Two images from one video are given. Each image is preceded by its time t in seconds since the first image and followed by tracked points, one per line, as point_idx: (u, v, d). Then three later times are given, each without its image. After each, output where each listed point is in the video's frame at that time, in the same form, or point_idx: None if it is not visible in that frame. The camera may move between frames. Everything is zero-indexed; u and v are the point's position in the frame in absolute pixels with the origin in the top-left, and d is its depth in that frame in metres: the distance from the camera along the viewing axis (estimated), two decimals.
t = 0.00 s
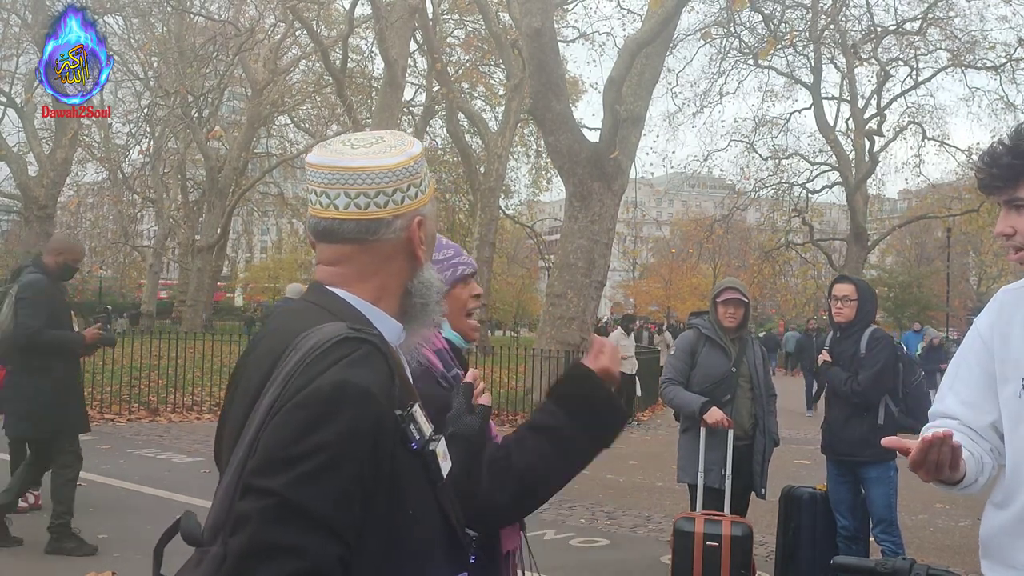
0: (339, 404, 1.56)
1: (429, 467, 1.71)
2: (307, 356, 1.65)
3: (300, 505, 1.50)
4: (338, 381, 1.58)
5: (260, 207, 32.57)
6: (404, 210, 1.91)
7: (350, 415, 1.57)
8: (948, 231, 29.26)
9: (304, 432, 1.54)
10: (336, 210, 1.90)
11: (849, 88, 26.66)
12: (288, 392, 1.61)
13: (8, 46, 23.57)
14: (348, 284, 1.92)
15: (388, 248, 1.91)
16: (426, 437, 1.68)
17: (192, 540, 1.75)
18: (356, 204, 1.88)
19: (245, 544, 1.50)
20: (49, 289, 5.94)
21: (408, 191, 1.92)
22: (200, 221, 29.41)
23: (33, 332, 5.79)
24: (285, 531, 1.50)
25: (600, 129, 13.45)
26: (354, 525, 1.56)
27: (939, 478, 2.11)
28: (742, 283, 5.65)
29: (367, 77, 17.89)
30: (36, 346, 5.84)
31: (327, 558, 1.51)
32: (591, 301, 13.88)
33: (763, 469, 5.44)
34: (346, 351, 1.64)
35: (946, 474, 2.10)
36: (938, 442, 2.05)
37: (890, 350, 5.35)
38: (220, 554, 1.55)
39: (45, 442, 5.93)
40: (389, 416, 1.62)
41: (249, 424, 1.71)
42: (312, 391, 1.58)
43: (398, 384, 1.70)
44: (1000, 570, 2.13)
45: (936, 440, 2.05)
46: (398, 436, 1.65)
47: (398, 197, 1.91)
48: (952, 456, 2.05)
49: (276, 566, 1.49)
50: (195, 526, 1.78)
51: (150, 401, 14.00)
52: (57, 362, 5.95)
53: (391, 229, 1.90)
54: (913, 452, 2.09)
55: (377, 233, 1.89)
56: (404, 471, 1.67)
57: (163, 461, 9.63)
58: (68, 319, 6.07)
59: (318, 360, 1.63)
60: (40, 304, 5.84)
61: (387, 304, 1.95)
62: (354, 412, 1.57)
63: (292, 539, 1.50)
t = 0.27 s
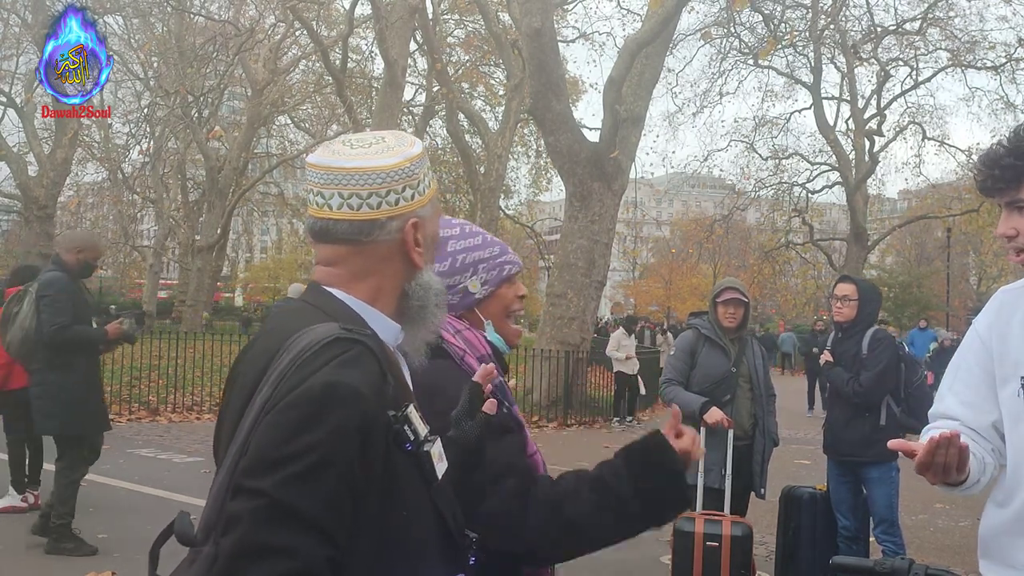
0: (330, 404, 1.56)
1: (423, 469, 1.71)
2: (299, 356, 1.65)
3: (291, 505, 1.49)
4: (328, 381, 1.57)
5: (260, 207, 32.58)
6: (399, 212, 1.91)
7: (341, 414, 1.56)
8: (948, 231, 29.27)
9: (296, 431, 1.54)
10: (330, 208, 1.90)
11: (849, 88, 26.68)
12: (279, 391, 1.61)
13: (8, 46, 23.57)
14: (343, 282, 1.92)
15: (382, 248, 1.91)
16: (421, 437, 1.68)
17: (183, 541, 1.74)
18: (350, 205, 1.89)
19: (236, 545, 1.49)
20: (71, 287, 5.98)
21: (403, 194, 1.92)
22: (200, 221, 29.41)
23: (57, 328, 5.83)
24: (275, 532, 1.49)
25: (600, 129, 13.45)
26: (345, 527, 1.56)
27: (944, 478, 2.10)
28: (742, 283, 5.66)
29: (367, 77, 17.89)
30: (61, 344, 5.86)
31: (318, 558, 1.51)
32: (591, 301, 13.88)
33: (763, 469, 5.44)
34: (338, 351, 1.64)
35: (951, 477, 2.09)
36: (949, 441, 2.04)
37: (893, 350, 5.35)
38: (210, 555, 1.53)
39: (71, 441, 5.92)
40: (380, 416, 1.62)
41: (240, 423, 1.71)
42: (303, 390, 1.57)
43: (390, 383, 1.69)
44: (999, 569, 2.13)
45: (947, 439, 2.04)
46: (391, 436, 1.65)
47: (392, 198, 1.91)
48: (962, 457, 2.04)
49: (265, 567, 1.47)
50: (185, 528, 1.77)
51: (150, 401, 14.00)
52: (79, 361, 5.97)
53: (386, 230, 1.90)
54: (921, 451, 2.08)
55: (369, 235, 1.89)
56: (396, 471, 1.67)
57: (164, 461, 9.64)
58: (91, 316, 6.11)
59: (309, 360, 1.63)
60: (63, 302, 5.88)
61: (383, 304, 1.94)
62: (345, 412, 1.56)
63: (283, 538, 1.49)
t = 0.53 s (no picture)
0: (311, 402, 1.56)
1: (418, 469, 1.72)
2: (285, 355, 1.65)
3: (272, 505, 1.49)
4: (309, 379, 1.58)
5: (260, 207, 32.57)
6: (347, 202, 1.92)
7: (322, 411, 1.56)
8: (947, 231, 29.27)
9: (280, 430, 1.54)
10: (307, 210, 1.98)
11: (849, 88, 26.69)
12: (264, 392, 1.61)
13: (8, 46, 23.58)
14: (325, 276, 1.93)
15: (338, 240, 1.92)
16: (414, 437, 1.68)
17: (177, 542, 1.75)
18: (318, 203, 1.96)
19: (218, 545, 1.50)
20: (82, 287, 5.99)
21: (348, 185, 1.93)
22: (200, 221, 29.40)
23: (68, 328, 5.83)
24: (258, 531, 1.49)
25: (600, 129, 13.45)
26: (330, 527, 1.56)
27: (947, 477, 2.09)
28: (740, 282, 5.66)
29: (367, 77, 17.88)
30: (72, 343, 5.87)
31: (300, 557, 1.51)
32: (591, 301, 13.90)
33: (763, 469, 5.45)
34: (322, 350, 1.63)
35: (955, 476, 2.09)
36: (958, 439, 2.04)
37: (895, 352, 5.35)
38: (197, 555, 1.54)
39: (73, 441, 5.91)
40: (366, 416, 1.62)
41: (230, 424, 1.71)
42: (286, 389, 1.57)
43: (378, 382, 1.69)
44: (997, 568, 2.13)
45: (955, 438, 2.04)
46: (380, 435, 1.65)
47: (344, 189, 1.93)
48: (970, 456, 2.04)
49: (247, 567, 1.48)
50: (181, 528, 1.78)
51: (151, 401, 14.01)
52: (90, 362, 5.98)
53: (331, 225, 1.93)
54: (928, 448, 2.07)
55: (321, 230, 1.95)
56: (387, 470, 1.67)
57: (164, 461, 9.65)
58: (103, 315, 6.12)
59: (293, 360, 1.62)
60: (74, 302, 5.88)
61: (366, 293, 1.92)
62: (328, 411, 1.56)
63: (265, 539, 1.49)
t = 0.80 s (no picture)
0: (293, 401, 1.55)
1: (410, 471, 1.71)
2: (272, 355, 1.65)
3: (254, 506, 1.49)
4: (290, 380, 1.57)
5: (260, 207, 32.57)
6: (333, 203, 1.93)
7: (303, 412, 1.55)
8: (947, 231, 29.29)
9: (261, 431, 1.53)
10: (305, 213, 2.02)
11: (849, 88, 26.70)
12: (250, 391, 1.61)
13: (8, 46, 23.56)
14: (326, 275, 1.95)
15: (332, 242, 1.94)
16: (407, 439, 1.68)
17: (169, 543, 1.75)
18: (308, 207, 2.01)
19: (199, 546, 1.50)
20: (92, 287, 5.99)
21: (335, 184, 1.94)
22: (200, 221, 29.39)
23: (76, 328, 5.82)
24: (240, 532, 1.49)
25: (600, 129, 13.45)
26: (313, 528, 1.55)
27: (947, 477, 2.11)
28: (740, 283, 5.65)
29: (367, 77, 17.89)
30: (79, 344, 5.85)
31: (281, 558, 1.50)
32: (591, 301, 13.90)
33: (763, 469, 5.45)
34: (307, 350, 1.63)
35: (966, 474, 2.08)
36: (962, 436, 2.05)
37: (900, 354, 5.33)
38: (182, 556, 1.54)
39: (77, 441, 5.91)
40: (352, 417, 1.62)
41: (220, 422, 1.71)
42: (268, 390, 1.56)
43: (368, 382, 1.68)
44: (996, 567, 2.13)
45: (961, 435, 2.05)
46: (368, 436, 1.64)
47: (331, 189, 1.95)
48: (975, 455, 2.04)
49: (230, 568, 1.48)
50: (172, 529, 1.78)
51: (151, 401, 14.00)
52: (99, 362, 5.97)
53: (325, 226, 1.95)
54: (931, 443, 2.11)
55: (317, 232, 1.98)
56: (377, 471, 1.66)
57: (164, 461, 9.65)
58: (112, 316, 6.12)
59: (278, 360, 1.62)
60: (83, 302, 5.88)
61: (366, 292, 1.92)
62: (312, 411, 1.56)
63: (247, 540, 1.49)
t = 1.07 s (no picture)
0: (282, 403, 1.54)
1: (408, 473, 1.72)
2: (267, 355, 1.65)
3: (245, 507, 1.49)
4: (282, 381, 1.56)
5: (260, 207, 32.56)
6: (335, 203, 1.94)
7: (294, 412, 1.55)
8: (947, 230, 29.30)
9: (252, 431, 1.53)
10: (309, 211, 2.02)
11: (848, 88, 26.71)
12: (243, 392, 1.61)
13: (8, 46, 23.56)
14: (328, 273, 1.96)
15: (333, 244, 1.95)
16: (405, 440, 1.69)
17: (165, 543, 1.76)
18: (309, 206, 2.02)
19: (191, 545, 1.50)
20: (105, 287, 5.99)
21: (337, 184, 1.94)
22: (200, 221, 29.40)
23: (86, 327, 5.84)
24: (234, 532, 1.49)
25: (600, 129, 13.46)
26: (308, 529, 1.55)
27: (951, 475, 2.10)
28: (740, 282, 5.65)
29: (367, 78, 17.90)
30: (89, 343, 5.86)
31: (272, 559, 1.50)
32: (591, 301, 13.91)
33: (764, 469, 5.46)
34: (302, 350, 1.63)
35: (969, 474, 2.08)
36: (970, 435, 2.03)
37: (906, 355, 5.32)
38: (174, 555, 1.54)
39: (86, 441, 5.93)
40: (347, 417, 1.61)
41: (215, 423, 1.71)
42: (260, 391, 1.56)
43: (365, 382, 1.68)
44: (994, 566, 2.13)
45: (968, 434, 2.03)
46: (364, 437, 1.65)
47: (332, 190, 1.95)
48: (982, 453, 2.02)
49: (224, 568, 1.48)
50: (169, 528, 1.79)
51: (150, 401, 14.01)
52: (109, 362, 5.97)
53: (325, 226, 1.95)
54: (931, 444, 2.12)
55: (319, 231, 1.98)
56: (373, 473, 1.66)
57: (165, 461, 9.65)
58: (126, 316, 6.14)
59: (271, 361, 1.62)
60: (95, 301, 5.88)
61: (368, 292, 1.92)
62: (305, 410, 1.55)
63: (238, 539, 1.49)
